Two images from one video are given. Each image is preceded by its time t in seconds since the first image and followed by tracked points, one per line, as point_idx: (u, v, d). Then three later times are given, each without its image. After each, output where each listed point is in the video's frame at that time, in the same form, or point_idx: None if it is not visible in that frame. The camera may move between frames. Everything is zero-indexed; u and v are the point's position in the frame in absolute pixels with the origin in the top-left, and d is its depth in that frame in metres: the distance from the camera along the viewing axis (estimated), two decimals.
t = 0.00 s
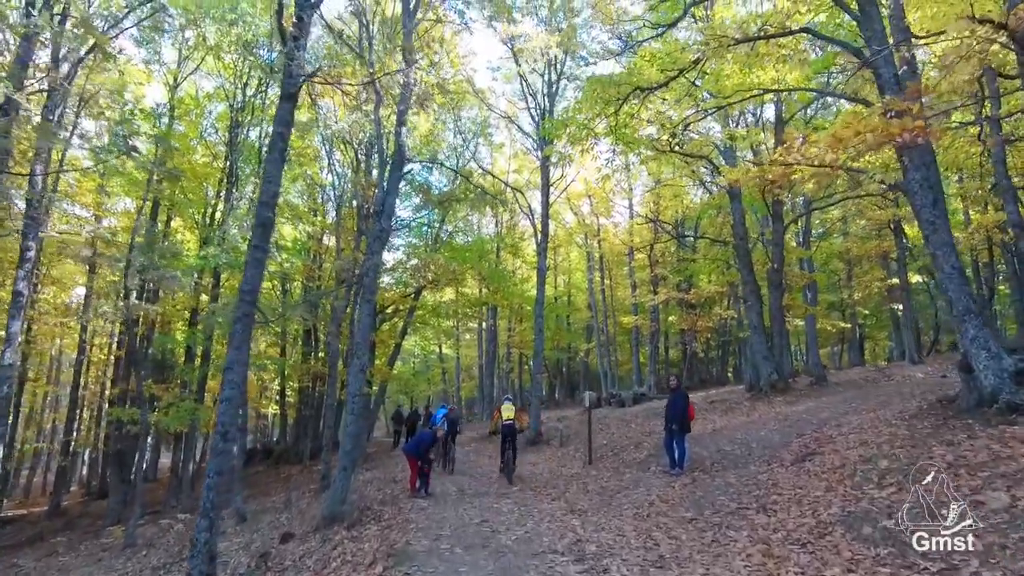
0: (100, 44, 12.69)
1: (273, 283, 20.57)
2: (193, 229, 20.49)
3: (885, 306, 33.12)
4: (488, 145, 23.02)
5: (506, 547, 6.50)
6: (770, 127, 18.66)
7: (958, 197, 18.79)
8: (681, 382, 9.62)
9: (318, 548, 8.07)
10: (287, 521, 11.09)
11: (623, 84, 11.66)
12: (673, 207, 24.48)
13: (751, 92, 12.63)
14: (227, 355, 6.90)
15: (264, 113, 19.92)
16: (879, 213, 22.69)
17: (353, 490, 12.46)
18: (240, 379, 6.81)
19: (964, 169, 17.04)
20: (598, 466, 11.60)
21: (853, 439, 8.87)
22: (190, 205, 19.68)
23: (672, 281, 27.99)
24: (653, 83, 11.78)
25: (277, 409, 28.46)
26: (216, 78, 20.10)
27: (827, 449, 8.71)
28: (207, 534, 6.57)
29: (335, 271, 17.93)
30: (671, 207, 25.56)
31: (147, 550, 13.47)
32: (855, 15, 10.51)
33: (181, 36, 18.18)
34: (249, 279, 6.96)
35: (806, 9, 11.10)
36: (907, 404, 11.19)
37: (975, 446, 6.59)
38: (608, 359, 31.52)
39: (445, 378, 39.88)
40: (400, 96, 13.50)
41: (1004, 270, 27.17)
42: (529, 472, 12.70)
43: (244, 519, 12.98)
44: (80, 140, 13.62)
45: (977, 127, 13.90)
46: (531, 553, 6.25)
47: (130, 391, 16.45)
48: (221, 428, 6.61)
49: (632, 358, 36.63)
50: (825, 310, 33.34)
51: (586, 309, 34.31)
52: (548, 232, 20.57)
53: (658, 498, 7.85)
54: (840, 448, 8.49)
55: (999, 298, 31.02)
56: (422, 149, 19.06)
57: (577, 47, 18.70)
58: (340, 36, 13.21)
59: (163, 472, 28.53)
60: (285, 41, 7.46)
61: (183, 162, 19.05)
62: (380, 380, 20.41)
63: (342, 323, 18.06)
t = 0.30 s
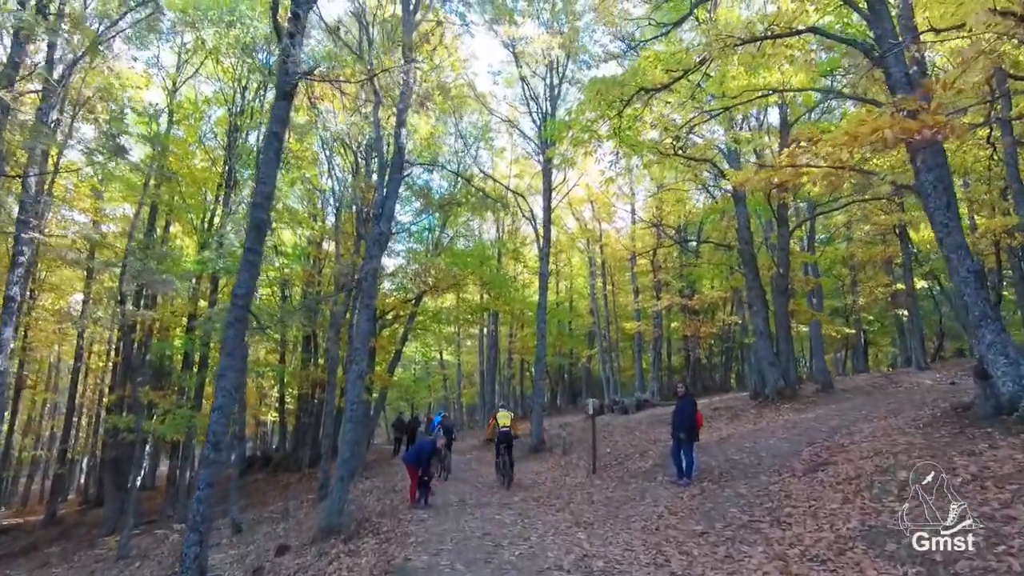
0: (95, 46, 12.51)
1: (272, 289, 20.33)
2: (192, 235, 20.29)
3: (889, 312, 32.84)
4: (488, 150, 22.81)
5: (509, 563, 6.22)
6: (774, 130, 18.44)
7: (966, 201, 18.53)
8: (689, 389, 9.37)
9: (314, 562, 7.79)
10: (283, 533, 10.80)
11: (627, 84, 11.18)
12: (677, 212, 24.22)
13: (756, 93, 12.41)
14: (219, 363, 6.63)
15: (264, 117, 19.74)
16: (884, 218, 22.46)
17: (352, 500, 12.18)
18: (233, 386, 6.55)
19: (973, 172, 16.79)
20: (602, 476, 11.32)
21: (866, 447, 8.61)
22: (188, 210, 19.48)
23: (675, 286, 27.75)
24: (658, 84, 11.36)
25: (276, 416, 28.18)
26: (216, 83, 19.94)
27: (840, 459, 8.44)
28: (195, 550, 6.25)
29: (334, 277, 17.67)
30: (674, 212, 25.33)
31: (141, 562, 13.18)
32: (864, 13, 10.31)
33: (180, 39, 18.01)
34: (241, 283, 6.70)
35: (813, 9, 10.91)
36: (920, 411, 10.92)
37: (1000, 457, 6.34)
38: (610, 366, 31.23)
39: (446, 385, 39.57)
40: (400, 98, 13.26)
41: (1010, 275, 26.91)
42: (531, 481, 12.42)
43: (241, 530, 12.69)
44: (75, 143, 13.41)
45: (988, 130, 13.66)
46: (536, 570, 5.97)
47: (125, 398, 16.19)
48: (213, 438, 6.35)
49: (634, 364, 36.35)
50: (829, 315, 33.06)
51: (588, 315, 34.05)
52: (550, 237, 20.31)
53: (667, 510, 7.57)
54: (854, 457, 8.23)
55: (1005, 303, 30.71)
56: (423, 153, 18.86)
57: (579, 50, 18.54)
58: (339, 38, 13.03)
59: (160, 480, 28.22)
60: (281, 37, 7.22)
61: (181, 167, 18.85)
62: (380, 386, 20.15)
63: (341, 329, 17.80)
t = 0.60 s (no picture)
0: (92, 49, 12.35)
1: (271, 297, 20.06)
2: (191, 243, 20.06)
3: (894, 320, 32.54)
4: (490, 157, 22.63)
5: None
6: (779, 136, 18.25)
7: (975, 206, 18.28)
8: (697, 397, 9.09)
9: None
10: (279, 546, 10.46)
11: (632, 86, 10.91)
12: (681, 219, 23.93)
13: (764, 96, 12.19)
14: (212, 369, 6.35)
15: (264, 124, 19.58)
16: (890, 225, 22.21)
17: (351, 512, 11.85)
18: (226, 394, 6.26)
19: (981, 178, 16.56)
20: (609, 487, 11.01)
21: (884, 458, 8.31)
22: (187, 217, 19.26)
23: (679, 295, 27.46)
24: (664, 86, 11.19)
25: (275, 426, 27.82)
26: (216, 89, 19.82)
27: (857, 469, 8.15)
28: (184, 566, 5.92)
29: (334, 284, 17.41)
30: (677, 220, 25.10)
31: None
32: (875, 13, 10.11)
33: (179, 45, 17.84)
34: (236, 285, 6.45)
35: (822, 9, 10.73)
36: (935, 420, 10.62)
37: None
38: (613, 375, 30.88)
39: (447, 395, 39.21)
40: (401, 100, 13.07)
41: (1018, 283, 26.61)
42: (535, 493, 12.09)
43: (237, 544, 12.34)
44: (70, 148, 13.18)
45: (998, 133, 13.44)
46: None
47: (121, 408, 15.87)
48: (205, 447, 6.07)
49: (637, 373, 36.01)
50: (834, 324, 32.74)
51: (590, 324, 33.76)
52: (553, 245, 20.03)
53: (678, 523, 7.26)
54: (872, 468, 7.94)
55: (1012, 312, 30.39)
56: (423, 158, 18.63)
57: (582, 55, 18.40)
58: (340, 42, 12.82)
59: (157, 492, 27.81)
60: (278, 33, 7.01)
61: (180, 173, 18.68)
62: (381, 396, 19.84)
63: (341, 337, 17.52)
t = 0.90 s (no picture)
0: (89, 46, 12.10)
1: (269, 301, 19.81)
2: (187, 246, 19.80)
3: (897, 324, 32.26)
4: (490, 160, 22.39)
5: None
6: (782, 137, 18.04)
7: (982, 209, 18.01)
8: (704, 401, 8.88)
9: None
10: (274, 556, 10.17)
11: (636, 84, 10.66)
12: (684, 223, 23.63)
13: (770, 95, 11.94)
14: (202, 373, 6.09)
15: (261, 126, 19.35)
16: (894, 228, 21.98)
17: (348, 520, 11.56)
18: (216, 399, 6.01)
19: (989, 179, 16.31)
20: (612, 494, 10.74)
21: (898, 465, 8.06)
22: (184, 220, 19.02)
23: (680, 299, 27.21)
24: (668, 84, 10.96)
25: (273, 432, 27.51)
26: (213, 91, 19.60)
27: (871, 477, 7.89)
28: None
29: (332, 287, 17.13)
30: (678, 223, 24.86)
31: None
32: (884, 9, 9.88)
33: (175, 45, 17.61)
34: (226, 285, 6.20)
35: (829, 6, 10.50)
36: (947, 426, 10.36)
37: None
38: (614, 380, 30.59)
39: (446, 400, 38.92)
40: (400, 99, 12.81)
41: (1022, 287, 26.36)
42: (537, 500, 11.82)
43: (231, 552, 12.05)
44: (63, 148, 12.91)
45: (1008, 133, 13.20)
46: None
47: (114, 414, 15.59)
48: (194, 455, 5.79)
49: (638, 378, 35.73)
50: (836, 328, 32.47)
51: (591, 329, 33.48)
52: (554, 248, 19.76)
53: (688, 532, 6.99)
54: (886, 476, 7.68)
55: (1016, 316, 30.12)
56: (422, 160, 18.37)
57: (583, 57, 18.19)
58: (337, 40, 12.58)
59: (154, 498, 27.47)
60: (272, 24, 6.78)
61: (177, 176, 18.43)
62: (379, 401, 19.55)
63: (339, 341, 17.25)
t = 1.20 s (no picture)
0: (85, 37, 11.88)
1: (269, 300, 19.58)
2: (186, 245, 19.58)
3: (903, 324, 31.90)
4: (492, 158, 22.14)
5: None
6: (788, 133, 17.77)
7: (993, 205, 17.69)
8: (712, 399, 8.65)
9: None
10: (272, 559, 9.93)
11: (641, 75, 10.39)
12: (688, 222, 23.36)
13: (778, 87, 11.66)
14: (192, 369, 5.84)
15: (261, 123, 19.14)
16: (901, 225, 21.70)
17: (348, 522, 11.32)
18: (208, 397, 5.78)
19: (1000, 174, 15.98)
20: (618, 495, 10.48)
21: (914, 464, 7.79)
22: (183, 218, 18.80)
23: (683, 298, 26.97)
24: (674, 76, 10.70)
25: (273, 432, 27.27)
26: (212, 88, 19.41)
27: (887, 477, 7.62)
28: None
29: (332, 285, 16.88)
30: (682, 222, 24.58)
31: None
32: None
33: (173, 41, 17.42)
34: (218, 278, 5.95)
35: None
36: (962, 425, 10.07)
37: None
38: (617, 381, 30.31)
39: (448, 401, 38.65)
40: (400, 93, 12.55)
41: None
42: (540, 501, 11.55)
43: (228, 555, 11.81)
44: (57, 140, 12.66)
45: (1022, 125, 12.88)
46: None
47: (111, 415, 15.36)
48: (183, 455, 5.54)
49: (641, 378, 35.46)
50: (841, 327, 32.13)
51: (594, 329, 33.20)
52: (556, 246, 19.50)
53: (699, 535, 6.73)
54: (903, 476, 7.41)
55: None
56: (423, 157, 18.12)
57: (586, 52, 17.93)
58: (335, 32, 12.34)
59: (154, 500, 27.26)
60: (265, 7, 6.54)
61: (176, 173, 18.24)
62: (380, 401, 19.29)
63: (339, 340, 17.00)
